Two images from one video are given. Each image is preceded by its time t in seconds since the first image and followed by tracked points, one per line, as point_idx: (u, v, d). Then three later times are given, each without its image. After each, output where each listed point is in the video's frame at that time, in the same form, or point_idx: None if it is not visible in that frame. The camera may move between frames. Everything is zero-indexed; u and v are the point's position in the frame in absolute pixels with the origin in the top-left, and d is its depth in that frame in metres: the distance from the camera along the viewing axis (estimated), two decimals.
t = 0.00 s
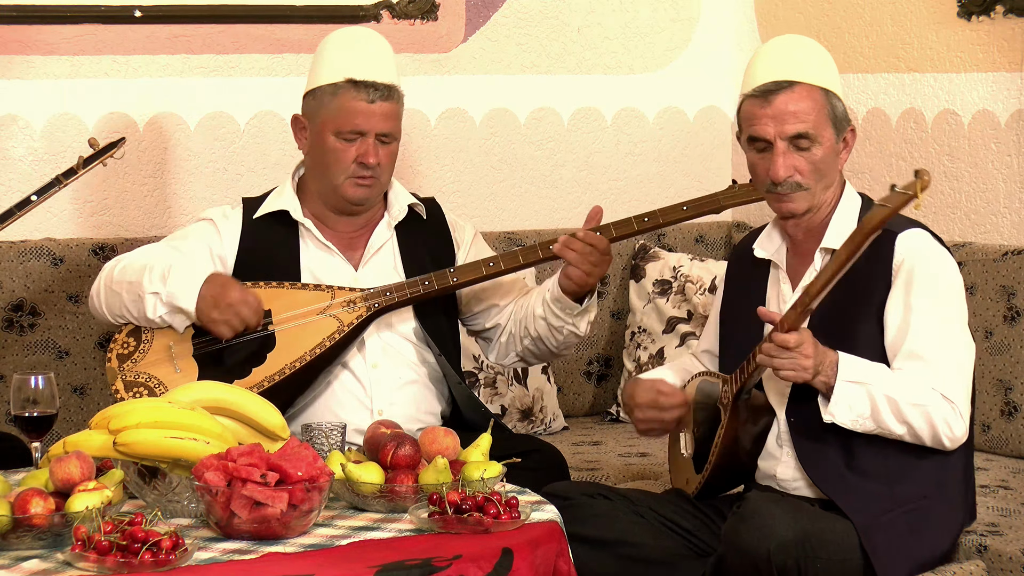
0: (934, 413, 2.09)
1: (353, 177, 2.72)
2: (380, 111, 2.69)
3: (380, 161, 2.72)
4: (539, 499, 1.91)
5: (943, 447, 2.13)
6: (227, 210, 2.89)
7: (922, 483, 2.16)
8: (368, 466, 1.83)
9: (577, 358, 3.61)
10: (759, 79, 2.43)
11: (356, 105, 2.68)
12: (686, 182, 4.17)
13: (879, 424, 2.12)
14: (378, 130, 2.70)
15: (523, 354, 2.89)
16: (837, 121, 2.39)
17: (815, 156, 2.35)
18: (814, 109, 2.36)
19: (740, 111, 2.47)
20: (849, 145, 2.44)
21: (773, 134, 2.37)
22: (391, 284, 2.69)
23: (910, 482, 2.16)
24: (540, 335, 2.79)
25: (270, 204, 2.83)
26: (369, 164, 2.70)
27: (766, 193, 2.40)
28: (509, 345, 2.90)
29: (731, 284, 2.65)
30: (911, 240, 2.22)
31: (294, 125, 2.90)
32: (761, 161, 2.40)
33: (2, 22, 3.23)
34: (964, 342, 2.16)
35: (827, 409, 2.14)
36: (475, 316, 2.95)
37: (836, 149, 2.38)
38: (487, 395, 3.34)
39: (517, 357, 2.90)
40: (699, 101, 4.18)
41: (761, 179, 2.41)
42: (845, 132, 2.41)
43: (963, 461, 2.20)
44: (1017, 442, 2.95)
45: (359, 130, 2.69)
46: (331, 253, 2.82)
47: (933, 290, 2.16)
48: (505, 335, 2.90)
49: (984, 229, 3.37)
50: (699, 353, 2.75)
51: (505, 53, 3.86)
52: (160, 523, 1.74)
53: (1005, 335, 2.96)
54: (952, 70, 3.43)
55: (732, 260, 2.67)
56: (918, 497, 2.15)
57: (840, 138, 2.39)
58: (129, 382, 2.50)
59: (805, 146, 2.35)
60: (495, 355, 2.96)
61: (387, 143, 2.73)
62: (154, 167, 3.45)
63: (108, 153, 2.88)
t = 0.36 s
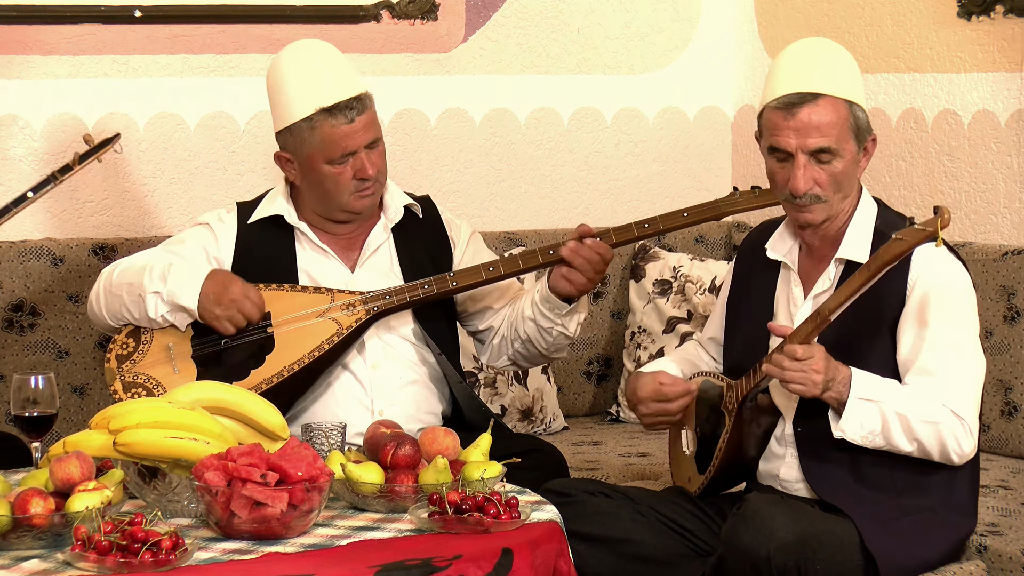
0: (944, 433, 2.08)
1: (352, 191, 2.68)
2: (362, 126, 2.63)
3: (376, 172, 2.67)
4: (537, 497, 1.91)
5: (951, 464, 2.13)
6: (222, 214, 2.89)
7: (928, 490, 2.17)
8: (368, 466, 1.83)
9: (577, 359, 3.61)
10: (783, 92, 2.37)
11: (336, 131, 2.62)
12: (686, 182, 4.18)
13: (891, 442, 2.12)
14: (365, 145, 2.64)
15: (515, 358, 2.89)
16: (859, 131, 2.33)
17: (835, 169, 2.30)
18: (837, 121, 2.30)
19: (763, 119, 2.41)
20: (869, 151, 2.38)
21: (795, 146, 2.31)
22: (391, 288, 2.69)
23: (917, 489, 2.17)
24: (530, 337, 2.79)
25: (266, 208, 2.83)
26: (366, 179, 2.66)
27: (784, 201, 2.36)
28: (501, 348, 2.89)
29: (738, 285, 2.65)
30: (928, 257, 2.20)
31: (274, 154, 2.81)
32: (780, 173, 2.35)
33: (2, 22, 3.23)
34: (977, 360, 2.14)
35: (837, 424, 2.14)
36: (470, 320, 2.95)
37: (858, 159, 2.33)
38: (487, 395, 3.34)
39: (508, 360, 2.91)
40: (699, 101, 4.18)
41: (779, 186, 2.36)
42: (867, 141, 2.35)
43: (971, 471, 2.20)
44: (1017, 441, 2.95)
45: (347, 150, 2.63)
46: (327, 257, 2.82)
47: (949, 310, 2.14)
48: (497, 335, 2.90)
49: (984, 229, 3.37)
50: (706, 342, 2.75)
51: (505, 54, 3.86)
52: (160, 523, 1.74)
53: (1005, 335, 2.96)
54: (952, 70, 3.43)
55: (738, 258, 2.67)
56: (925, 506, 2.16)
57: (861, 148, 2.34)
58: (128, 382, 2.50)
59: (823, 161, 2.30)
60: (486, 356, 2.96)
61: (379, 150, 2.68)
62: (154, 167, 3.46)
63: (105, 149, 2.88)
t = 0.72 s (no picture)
0: (943, 435, 2.08)
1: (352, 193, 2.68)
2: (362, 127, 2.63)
3: (377, 173, 2.66)
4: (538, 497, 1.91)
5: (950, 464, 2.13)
6: (220, 215, 2.89)
7: (929, 491, 2.17)
8: (368, 466, 1.83)
9: (577, 359, 3.61)
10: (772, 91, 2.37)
11: (336, 133, 2.62)
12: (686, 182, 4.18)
13: (889, 444, 2.11)
14: (365, 146, 2.64)
15: (512, 357, 2.88)
16: (849, 135, 2.33)
17: (823, 172, 2.30)
18: (826, 125, 2.31)
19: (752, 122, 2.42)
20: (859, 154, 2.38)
21: (781, 149, 2.32)
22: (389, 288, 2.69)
23: (918, 491, 2.17)
24: (525, 338, 2.79)
25: (263, 208, 2.83)
26: (367, 180, 2.65)
27: (773, 204, 2.37)
28: (498, 347, 2.89)
29: (737, 284, 2.65)
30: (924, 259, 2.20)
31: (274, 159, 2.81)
32: (770, 175, 2.36)
33: (2, 22, 3.23)
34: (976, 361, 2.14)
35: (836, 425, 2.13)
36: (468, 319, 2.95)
37: (848, 162, 2.33)
38: (487, 395, 3.34)
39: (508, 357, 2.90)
40: (699, 101, 4.18)
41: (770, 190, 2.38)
42: (858, 144, 2.36)
43: (972, 474, 2.20)
44: (1017, 441, 2.95)
45: (347, 152, 2.63)
46: (325, 257, 2.82)
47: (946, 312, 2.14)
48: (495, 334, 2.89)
49: (984, 229, 3.37)
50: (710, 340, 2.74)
51: (505, 54, 3.86)
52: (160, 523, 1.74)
53: (1005, 335, 2.96)
54: (952, 70, 3.43)
55: (735, 257, 2.67)
56: (926, 509, 2.16)
57: (851, 151, 2.34)
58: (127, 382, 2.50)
59: (812, 164, 2.31)
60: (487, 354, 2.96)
61: (377, 152, 2.67)
62: (154, 167, 3.46)
63: (109, 152, 2.88)
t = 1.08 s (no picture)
0: (927, 415, 2.08)
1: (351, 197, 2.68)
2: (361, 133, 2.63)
3: (375, 176, 2.67)
4: (537, 497, 1.91)
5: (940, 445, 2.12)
6: (219, 215, 2.89)
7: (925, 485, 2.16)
8: (368, 467, 1.83)
9: (577, 359, 3.61)
10: (732, 89, 2.42)
11: (334, 139, 2.62)
12: (686, 182, 4.18)
13: (875, 429, 2.11)
14: (363, 150, 2.64)
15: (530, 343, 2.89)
16: (807, 127, 2.37)
17: (786, 164, 2.34)
18: (781, 118, 2.35)
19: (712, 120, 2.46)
20: (823, 147, 2.41)
21: (741, 148, 2.36)
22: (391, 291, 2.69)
23: (913, 484, 2.16)
24: (553, 323, 2.79)
25: (262, 209, 2.82)
26: (366, 184, 2.66)
27: (743, 205, 2.39)
28: (515, 334, 2.90)
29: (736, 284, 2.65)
30: (894, 243, 2.21)
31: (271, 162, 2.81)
32: (735, 175, 2.40)
33: (2, 22, 3.23)
34: (953, 339, 2.14)
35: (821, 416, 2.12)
36: (480, 311, 2.97)
37: (810, 154, 2.36)
38: (487, 395, 3.34)
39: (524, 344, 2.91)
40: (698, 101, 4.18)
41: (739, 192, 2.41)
42: (818, 135, 2.39)
43: (964, 463, 2.20)
44: (1017, 441, 2.95)
45: (346, 157, 2.63)
46: (324, 259, 2.82)
47: (921, 291, 2.14)
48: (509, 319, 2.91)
49: (984, 229, 3.37)
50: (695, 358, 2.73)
51: (505, 54, 3.86)
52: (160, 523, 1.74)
53: (1005, 335, 2.96)
54: (952, 70, 3.44)
55: (724, 266, 2.67)
56: (921, 499, 2.15)
57: (812, 143, 2.37)
58: (127, 382, 2.50)
59: (777, 159, 2.34)
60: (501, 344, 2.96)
61: (376, 155, 2.67)
62: (154, 167, 3.46)
63: (110, 156, 2.88)
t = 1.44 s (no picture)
0: (932, 382, 2.03)
1: (344, 198, 2.68)
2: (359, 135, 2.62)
3: (369, 178, 2.67)
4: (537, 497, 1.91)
5: (946, 422, 2.06)
6: (220, 215, 2.89)
7: (920, 473, 2.12)
8: (368, 467, 1.83)
9: (577, 359, 3.61)
10: (708, 89, 2.44)
11: (330, 140, 2.61)
12: (686, 182, 4.17)
13: (882, 399, 2.05)
14: (359, 152, 2.63)
15: (530, 346, 2.88)
16: (785, 121, 2.38)
17: (769, 158, 2.34)
18: (759, 115, 2.36)
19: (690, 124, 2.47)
20: (802, 142, 2.42)
21: (723, 147, 2.37)
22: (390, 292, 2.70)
23: (907, 473, 2.12)
24: (556, 328, 2.79)
25: (263, 210, 2.83)
26: (359, 187, 2.65)
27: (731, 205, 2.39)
28: (516, 336, 2.90)
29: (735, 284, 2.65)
30: (882, 228, 2.22)
31: (270, 158, 2.82)
32: (720, 175, 2.39)
33: (2, 22, 3.23)
34: (948, 318, 2.12)
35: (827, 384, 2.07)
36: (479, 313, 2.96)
37: (791, 149, 2.37)
38: (487, 395, 3.34)
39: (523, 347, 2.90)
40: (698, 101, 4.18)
41: (725, 193, 2.40)
42: (796, 130, 2.40)
43: (959, 449, 2.15)
44: (1017, 441, 2.95)
45: (340, 159, 2.62)
46: (325, 258, 2.82)
47: (913, 279, 2.13)
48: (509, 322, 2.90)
49: (984, 229, 3.37)
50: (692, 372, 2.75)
51: (505, 54, 3.86)
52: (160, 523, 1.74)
53: (1005, 335, 2.96)
54: (952, 70, 3.44)
55: (719, 272, 2.67)
56: (915, 489, 2.11)
57: (791, 137, 2.38)
58: (127, 382, 2.50)
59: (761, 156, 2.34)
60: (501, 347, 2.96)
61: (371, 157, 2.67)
62: (154, 167, 3.46)
63: (110, 157, 2.89)
